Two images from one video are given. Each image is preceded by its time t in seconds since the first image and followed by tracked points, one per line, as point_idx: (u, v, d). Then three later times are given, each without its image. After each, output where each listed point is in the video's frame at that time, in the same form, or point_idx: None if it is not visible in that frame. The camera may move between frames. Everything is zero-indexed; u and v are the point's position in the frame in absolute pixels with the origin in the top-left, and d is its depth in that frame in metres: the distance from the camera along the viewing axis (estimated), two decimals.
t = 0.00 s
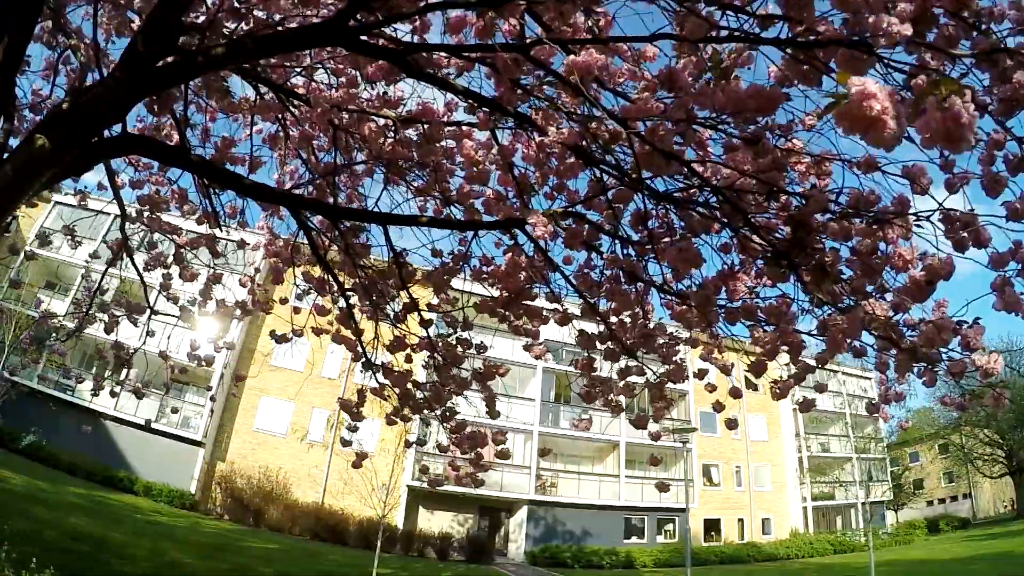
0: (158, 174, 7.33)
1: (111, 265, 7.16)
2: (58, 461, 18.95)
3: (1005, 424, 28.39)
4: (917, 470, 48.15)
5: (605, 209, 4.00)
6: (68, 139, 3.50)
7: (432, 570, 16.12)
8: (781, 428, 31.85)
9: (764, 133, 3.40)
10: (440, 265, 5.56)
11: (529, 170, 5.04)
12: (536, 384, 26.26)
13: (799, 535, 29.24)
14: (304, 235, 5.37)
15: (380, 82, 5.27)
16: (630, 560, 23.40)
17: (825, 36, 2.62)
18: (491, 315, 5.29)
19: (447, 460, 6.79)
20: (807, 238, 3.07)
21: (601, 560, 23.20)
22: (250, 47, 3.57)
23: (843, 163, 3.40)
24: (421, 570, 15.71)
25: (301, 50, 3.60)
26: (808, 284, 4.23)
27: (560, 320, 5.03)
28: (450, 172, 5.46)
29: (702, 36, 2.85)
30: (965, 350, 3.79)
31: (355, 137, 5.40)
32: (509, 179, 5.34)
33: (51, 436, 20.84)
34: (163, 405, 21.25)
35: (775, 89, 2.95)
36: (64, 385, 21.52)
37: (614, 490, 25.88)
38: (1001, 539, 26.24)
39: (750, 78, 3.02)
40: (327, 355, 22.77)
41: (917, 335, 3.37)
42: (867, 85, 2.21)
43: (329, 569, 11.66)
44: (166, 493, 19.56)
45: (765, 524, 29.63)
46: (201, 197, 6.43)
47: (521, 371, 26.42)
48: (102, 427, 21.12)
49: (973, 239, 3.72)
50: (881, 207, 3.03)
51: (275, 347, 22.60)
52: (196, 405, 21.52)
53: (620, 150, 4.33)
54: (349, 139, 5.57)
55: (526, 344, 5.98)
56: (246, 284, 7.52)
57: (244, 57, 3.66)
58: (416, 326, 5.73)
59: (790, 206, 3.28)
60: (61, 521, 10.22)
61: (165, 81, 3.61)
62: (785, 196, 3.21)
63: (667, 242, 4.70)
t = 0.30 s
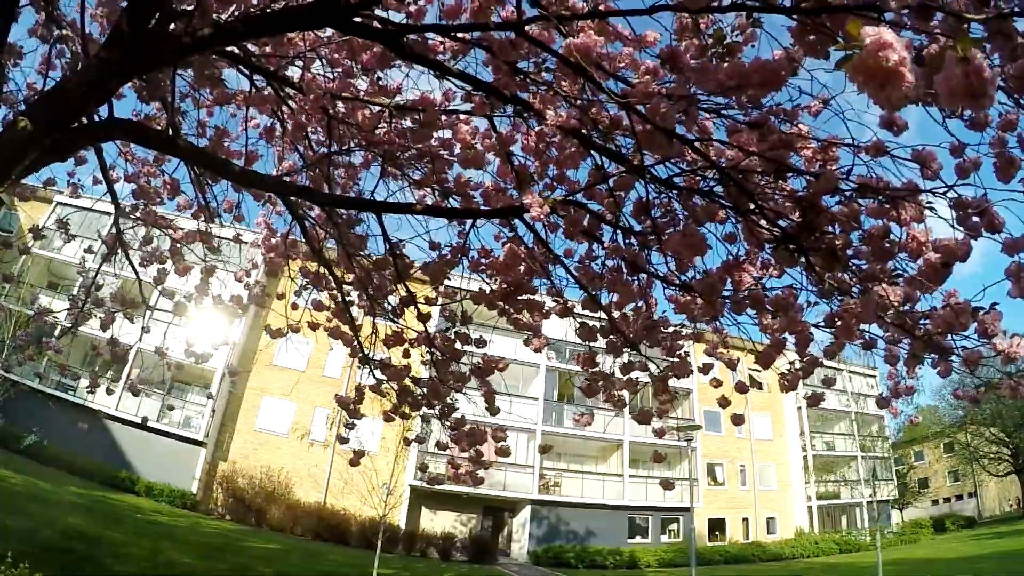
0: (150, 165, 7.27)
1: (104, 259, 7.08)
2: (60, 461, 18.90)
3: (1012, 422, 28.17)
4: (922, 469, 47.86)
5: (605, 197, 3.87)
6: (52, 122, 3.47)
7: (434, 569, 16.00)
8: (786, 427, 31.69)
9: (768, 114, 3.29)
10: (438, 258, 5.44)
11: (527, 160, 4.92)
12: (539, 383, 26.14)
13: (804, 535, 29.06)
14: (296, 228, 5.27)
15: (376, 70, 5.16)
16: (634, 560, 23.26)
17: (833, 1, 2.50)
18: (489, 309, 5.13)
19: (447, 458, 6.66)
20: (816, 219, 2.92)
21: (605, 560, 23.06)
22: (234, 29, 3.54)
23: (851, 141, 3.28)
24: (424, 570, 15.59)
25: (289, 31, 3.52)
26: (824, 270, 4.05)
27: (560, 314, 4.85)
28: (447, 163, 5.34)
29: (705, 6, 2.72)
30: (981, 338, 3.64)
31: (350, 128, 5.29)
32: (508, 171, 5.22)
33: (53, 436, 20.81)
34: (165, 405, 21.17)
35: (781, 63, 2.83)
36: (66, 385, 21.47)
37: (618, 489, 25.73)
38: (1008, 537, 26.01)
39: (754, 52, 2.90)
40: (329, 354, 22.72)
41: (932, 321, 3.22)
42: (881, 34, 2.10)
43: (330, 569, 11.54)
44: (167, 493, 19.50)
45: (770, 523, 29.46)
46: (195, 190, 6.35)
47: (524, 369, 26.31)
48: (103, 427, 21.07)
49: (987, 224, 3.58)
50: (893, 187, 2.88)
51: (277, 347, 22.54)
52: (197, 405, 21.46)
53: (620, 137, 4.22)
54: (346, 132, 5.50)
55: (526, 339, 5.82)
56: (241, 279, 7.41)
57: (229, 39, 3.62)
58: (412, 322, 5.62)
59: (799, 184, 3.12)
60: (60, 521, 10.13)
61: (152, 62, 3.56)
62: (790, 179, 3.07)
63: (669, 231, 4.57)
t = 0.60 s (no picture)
0: (143, 156, 7.20)
1: (98, 255, 6.99)
2: (62, 461, 18.83)
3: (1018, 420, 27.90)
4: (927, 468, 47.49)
5: (605, 184, 3.74)
6: (31, 106, 3.41)
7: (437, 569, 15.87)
8: (791, 426, 31.53)
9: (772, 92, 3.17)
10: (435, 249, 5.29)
11: (526, 148, 4.79)
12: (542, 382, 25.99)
13: (809, 534, 28.87)
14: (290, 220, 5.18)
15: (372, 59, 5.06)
16: (638, 560, 23.09)
17: None
18: (487, 301, 5.01)
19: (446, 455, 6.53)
20: (826, 200, 2.83)
21: (608, 560, 22.91)
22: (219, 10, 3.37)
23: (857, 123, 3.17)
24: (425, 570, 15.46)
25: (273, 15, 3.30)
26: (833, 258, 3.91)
27: (561, 306, 4.71)
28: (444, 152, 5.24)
29: None
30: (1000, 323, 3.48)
31: (345, 119, 5.17)
32: (506, 161, 5.11)
33: (55, 437, 20.78)
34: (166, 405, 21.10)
35: (788, 34, 2.71)
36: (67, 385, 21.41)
37: (621, 489, 25.58)
38: (1015, 536, 25.76)
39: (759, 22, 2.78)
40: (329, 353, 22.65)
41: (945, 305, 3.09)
42: None
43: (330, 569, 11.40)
44: (168, 493, 19.43)
45: (775, 523, 29.29)
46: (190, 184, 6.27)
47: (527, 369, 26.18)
48: (104, 427, 21.01)
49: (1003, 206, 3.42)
50: (906, 163, 2.75)
51: (278, 346, 22.49)
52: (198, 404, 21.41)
53: (620, 123, 4.10)
54: (342, 124, 5.40)
55: (526, 332, 5.68)
56: (237, 275, 7.32)
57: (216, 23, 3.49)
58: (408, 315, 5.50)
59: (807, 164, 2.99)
60: (56, 519, 10.02)
61: (139, 46, 3.50)
62: (797, 159, 2.95)
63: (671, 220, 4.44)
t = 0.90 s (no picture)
0: (135, 148, 7.15)
1: (90, 248, 6.90)
2: (62, 461, 18.76)
3: None
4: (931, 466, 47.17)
5: (603, 168, 3.61)
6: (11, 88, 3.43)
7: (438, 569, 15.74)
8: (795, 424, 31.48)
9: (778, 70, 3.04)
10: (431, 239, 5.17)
11: (523, 137, 4.68)
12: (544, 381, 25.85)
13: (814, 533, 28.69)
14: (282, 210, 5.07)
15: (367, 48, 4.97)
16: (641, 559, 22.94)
17: None
18: (484, 292, 4.87)
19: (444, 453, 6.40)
20: (834, 179, 2.72)
21: (611, 560, 22.75)
22: None
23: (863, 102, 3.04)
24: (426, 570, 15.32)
25: None
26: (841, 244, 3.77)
27: (559, 296, 4.57)
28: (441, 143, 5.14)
29: None
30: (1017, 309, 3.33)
31: (340, 109, 5.08)
32: (503, 150, 4.99)
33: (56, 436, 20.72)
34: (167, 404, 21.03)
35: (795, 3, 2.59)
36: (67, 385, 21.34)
37: (624, 488, 25.42)
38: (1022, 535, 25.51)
39: None
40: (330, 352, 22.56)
41: (960, 289, 2.95)
42: None
43: (329, 569, 11.28)
44: (169, 493, 19.33)
45: (779, 522, 29.19)
46: (181, 176, 6.19)
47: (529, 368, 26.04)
48: (105, 426, 20.94)
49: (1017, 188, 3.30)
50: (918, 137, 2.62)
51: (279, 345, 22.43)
52: (199, 404, 21.33)
53: (619, 106, 3.97)
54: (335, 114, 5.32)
55: (525, 327, 5.54)
56: (231, 269, 7.24)
57: None
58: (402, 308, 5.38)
59: (814, 141, 2.86)
60: (52, 518, 9.92)
61: (119, 27, 3.45)
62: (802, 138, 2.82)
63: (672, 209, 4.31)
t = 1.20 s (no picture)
0: (125, 139, 7.09)
1: (83, 243, 6.81)
2: (62, 461, 18.69)
3: None
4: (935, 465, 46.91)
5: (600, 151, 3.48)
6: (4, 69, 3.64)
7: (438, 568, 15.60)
8: (798, 422, 31.64)
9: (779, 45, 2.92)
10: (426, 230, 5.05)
11: (519, 125, 4.56)
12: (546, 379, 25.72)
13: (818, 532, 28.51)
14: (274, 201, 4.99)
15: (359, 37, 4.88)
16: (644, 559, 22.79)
17: None
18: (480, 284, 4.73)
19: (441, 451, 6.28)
20: (841, 155, 2.58)
21: (613, 560, 22.59)
22: None
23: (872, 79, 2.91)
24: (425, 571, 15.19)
25: None
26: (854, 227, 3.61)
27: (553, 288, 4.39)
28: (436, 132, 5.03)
29: None
30: None
31: (334, 100, 5.00)
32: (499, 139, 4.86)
33: (55, 436, 20.65)
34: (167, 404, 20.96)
35: None
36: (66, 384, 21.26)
37: (627, 487, 25.28)
38: None
39: None
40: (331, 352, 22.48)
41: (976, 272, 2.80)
42: None
43: (327, 568, 11.15)
44: (168, 493, 19.21)
45: (782, 522, 29.13)
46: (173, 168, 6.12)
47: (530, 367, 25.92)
48: (105, 426, 20.87)
49: None
50: (929, 110, 2.49)
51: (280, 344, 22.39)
52: (199, 403, 21.24)
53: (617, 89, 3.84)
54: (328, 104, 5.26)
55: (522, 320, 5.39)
56: (226, 263, 7.15)
57: None
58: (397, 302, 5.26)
59: (818, 119, 2.76)
60: (48, 517, 9.80)
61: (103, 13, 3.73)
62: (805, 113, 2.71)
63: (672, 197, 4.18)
